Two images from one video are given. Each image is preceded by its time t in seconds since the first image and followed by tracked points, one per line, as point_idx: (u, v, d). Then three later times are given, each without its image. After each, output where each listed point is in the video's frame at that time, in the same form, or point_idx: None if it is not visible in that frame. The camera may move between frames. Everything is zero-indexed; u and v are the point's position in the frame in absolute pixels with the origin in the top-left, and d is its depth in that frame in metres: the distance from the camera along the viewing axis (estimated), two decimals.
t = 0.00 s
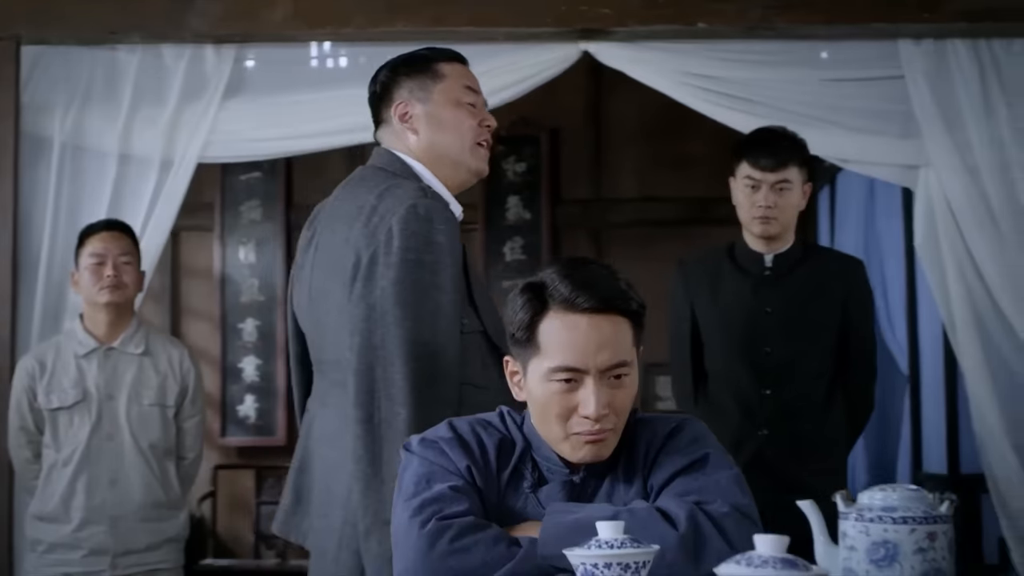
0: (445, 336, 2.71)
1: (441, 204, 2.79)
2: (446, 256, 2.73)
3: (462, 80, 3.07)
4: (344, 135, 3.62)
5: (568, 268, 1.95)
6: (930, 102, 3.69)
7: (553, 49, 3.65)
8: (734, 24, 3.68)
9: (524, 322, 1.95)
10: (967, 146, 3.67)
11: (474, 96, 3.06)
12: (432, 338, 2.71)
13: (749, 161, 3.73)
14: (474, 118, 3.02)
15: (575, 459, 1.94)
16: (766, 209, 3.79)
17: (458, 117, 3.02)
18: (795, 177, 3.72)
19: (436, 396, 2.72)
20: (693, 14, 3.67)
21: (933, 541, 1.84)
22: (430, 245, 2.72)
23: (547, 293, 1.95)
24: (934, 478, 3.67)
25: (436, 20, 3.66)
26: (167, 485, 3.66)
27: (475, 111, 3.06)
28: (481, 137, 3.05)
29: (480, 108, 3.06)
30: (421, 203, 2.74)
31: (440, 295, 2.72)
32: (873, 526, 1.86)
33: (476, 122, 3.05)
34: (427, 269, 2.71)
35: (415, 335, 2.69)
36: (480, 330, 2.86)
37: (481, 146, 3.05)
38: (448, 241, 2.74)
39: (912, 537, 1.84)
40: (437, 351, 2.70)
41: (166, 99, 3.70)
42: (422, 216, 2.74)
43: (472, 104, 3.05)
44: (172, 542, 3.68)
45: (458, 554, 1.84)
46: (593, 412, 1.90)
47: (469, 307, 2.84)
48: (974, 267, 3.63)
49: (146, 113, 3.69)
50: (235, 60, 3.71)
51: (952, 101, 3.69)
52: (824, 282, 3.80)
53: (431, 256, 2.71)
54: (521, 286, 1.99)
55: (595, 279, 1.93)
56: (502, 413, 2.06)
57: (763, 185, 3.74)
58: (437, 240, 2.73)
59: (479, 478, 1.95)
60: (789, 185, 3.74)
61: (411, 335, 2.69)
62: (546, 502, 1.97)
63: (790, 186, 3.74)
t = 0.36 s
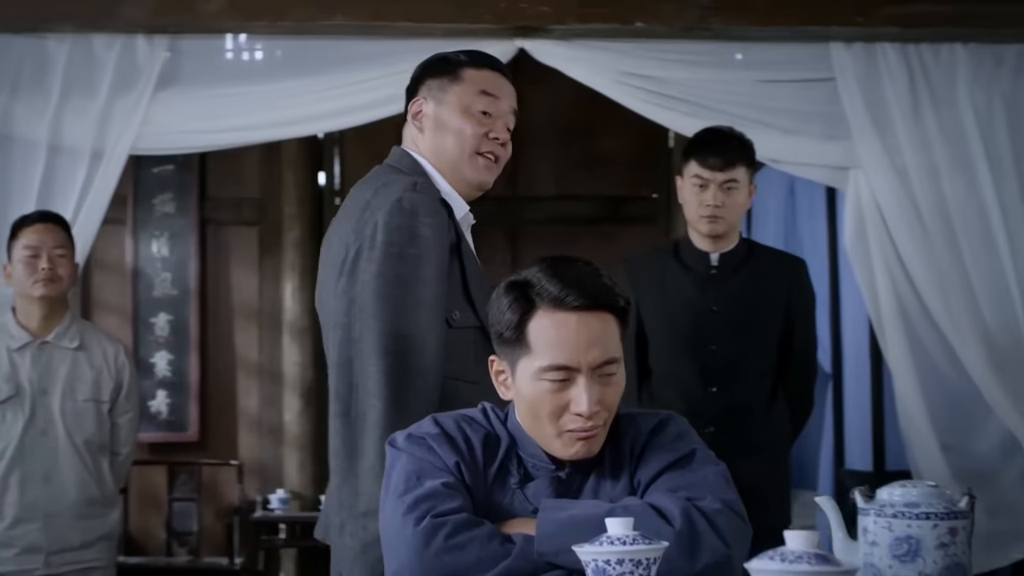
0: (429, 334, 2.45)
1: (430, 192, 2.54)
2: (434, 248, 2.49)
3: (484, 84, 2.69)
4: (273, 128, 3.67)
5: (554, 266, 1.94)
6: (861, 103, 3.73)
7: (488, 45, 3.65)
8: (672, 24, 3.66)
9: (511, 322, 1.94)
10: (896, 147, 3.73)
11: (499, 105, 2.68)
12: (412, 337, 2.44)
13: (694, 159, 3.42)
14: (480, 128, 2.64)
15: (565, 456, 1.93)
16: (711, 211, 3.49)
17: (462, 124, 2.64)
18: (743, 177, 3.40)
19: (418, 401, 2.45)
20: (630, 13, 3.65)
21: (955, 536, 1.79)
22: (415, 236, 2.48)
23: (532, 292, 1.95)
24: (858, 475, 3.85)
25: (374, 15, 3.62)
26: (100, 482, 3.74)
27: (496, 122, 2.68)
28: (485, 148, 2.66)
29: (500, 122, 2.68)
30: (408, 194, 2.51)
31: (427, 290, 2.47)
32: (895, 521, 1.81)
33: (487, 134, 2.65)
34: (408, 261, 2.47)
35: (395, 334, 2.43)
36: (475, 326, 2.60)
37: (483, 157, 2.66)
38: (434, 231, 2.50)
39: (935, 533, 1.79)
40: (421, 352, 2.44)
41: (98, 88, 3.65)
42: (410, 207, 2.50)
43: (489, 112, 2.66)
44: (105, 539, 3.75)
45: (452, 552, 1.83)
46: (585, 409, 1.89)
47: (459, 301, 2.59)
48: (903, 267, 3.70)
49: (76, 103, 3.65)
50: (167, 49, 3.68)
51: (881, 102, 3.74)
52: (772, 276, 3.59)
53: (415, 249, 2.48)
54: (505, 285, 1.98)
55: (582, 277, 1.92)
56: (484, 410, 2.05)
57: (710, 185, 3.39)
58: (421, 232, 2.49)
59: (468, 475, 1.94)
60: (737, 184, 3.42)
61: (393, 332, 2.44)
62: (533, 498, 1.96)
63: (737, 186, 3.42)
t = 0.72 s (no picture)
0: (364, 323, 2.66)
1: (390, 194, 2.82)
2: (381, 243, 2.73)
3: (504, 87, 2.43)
4: (205, 122, 3.60)
5: (543, 262, 1.95)
6: (789, 104, 3.77)
7: (422, 40, 3.64)
8: (605, 24, 3.70)
9: (498, 315, 1.95)
10: (822, 148, 3.78)
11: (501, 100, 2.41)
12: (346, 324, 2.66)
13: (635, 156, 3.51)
14: (463, 123, 2.38)
15: (545, 453, 1.96)
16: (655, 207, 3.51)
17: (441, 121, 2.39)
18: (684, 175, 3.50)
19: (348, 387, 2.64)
20: (563, 11, 3.69)
21: (959, 531, 1.85)
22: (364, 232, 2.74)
23: (519, 288, 1.95)
24: (778, 471, 3.86)
25: (304, 8, 3.64)
26: (29, 478, 3.61)
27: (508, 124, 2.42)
28: (473, 143, 2.39)
29: (495, 113, 2.40)
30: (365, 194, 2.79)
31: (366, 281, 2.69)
32: (902, 516, 1.85)
33: (477, 127, 2.39)
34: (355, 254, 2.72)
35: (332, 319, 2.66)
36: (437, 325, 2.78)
37: (470, 152, 2.39)
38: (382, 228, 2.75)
39: (940, 527, 1.84)
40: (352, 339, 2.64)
41: (24, 77, 3.59)
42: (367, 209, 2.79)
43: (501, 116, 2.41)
44: (32, 536, 3.62)
45: (439, 547, 1.82)
46: (567, 407, 1.91)
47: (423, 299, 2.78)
48: (828, 266, 3.74)
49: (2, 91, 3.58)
50: (95, 38, 3.62)
51: (806, 101, 3.79)
52: (707, 275, 3.57)
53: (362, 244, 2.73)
54: (492, 278, 1.99)
55: (570, 275, 1.93)
56: (461, 402, 2.06)
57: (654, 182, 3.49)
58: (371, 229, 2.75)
59: (449, 470, 1.94)
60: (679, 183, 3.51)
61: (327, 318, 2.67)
62: (512, 493, 1.97)
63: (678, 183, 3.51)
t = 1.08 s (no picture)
0: (339, 328, 2.77)
1: (375, 202, 2.93)
2: (361, 250, 2.84)
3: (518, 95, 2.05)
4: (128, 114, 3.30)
5: (527, 257, 1.96)
6: (718, 105, 3.81)
7: (356, 35, 3.45)
8: (542, 22, 3.70)
9: (478, 308, 1.96)
10: (751, 149, 3.82)
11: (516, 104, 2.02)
12: (322, 329, 2.78)
13: (578, 156, 3.62)
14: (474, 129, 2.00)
15: (518, 447, 1.97)
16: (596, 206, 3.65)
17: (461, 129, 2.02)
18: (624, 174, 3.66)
19: (319, 390, 2.75)
20: (501, 8, 3.68)
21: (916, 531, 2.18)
22: (346, 238, 2.86)
23: (504, 282, 1.96)
24: (702, 468, 3.67)
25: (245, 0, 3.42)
26: None
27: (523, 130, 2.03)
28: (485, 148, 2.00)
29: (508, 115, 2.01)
30: (349, 201, 2.91)
31: (344, 287, 2.80)
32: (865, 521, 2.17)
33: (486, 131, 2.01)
34: (334, 260, 2.83)
35: (309, 323, 2.78)
36: (415, 328, 2.87)
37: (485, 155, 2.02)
38: (362, 234, 2.86)
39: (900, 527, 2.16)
40: (326, 343, 2.76)
41: None
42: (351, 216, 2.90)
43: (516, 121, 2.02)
44: None
45: (423, 543, 1.82)
46: (542, 403, 1.93)
47: (405, 300, 2.88)
48: (756, 267, 3.76)
49: None
50: (22, 29, 3.32)
51: (737, 103, 3.83)
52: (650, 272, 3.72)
53: (342, 251, 2.84)
54: (477, 270, 2.00)
55: (554, 273, 1.94)
56: (433, 398, 2.06)
57: (596, 182, 3.63)
58: (351, 235, 2.86)
59: (427, 466, 1.95)
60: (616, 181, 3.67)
61: (304, 322, 2.79)
62: (489, 490, 1.98)
63: (618, 182, 3.67)
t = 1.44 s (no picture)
0: (334, 328, 2.12)
1: (371, 198, 2.17)
2: (354, 252, 2.13)
3: (516, 91, 2.05)
4: (59, 106, 3.56)
5: (508, 251, 1.97)
6: (656, 105, 3.82)
7: (288, 28, 3.62)
8: (481, 17, 3.69)
9: (460, 301, 1.97)
10: (688, 146, 3.86)
11: (508, 106, 2.03)
12: (314, 327, 2.12)
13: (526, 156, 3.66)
14: (463, 129, 2.04)
15: (498, 440, 1.95)
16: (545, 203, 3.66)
17: (450, 128, 2.06)
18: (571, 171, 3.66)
19: (312, 388, 2.10)
20: (443, 4, 3.68)
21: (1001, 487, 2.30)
22: (339, 239, 2.15)
23: (486, 277, 1.97)
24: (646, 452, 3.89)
25: None
26: None
27: (516, 132, 2.04)
28: (470, 149, 2.04)
29: (498, 116, 2.03)
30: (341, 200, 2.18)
31: (337, 289, 2.13)
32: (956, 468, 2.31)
33: (474, 135, 2.04)
34: (330, 266, 2.13)
35: (299, 323, 2.13)
36: (406, 332, 2.16)
37: (472, 156, 2.05)
38: (357, 236, 2.13)
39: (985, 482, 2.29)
40: (319, 341, 2.12)
41: None
42: (341, 214, 2.17)
43: (507, 121, 2.03)
44: None
45: (410, 537, 1.81)
46: (524, 395, 1.91)
47: (396, 299, 2.16)
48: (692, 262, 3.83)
49: None
50: None
51: (674, 104, 3.85)
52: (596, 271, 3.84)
53: (339, 252, 2.14)
54: (458, 265, 2.01)
55: (536, 267, 1.96)
56: (409, 396, 2.06)
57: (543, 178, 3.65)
58: (344, 235, 2.14)
59: (409, 462, 1.94)
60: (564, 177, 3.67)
61: (296, 317, 2.14)
62: (469, 486, 1.97)
63: (565, 179, 3.68)
